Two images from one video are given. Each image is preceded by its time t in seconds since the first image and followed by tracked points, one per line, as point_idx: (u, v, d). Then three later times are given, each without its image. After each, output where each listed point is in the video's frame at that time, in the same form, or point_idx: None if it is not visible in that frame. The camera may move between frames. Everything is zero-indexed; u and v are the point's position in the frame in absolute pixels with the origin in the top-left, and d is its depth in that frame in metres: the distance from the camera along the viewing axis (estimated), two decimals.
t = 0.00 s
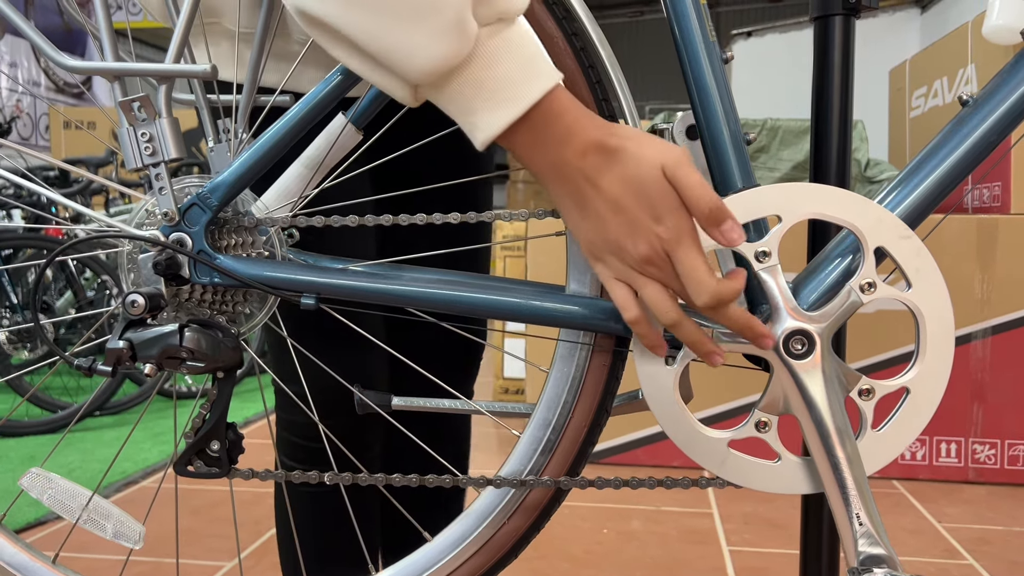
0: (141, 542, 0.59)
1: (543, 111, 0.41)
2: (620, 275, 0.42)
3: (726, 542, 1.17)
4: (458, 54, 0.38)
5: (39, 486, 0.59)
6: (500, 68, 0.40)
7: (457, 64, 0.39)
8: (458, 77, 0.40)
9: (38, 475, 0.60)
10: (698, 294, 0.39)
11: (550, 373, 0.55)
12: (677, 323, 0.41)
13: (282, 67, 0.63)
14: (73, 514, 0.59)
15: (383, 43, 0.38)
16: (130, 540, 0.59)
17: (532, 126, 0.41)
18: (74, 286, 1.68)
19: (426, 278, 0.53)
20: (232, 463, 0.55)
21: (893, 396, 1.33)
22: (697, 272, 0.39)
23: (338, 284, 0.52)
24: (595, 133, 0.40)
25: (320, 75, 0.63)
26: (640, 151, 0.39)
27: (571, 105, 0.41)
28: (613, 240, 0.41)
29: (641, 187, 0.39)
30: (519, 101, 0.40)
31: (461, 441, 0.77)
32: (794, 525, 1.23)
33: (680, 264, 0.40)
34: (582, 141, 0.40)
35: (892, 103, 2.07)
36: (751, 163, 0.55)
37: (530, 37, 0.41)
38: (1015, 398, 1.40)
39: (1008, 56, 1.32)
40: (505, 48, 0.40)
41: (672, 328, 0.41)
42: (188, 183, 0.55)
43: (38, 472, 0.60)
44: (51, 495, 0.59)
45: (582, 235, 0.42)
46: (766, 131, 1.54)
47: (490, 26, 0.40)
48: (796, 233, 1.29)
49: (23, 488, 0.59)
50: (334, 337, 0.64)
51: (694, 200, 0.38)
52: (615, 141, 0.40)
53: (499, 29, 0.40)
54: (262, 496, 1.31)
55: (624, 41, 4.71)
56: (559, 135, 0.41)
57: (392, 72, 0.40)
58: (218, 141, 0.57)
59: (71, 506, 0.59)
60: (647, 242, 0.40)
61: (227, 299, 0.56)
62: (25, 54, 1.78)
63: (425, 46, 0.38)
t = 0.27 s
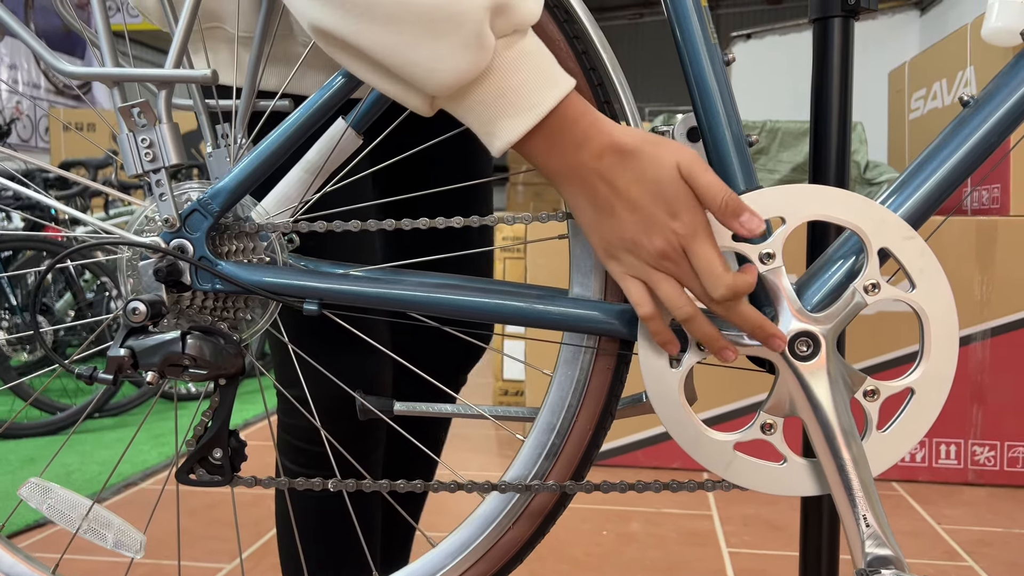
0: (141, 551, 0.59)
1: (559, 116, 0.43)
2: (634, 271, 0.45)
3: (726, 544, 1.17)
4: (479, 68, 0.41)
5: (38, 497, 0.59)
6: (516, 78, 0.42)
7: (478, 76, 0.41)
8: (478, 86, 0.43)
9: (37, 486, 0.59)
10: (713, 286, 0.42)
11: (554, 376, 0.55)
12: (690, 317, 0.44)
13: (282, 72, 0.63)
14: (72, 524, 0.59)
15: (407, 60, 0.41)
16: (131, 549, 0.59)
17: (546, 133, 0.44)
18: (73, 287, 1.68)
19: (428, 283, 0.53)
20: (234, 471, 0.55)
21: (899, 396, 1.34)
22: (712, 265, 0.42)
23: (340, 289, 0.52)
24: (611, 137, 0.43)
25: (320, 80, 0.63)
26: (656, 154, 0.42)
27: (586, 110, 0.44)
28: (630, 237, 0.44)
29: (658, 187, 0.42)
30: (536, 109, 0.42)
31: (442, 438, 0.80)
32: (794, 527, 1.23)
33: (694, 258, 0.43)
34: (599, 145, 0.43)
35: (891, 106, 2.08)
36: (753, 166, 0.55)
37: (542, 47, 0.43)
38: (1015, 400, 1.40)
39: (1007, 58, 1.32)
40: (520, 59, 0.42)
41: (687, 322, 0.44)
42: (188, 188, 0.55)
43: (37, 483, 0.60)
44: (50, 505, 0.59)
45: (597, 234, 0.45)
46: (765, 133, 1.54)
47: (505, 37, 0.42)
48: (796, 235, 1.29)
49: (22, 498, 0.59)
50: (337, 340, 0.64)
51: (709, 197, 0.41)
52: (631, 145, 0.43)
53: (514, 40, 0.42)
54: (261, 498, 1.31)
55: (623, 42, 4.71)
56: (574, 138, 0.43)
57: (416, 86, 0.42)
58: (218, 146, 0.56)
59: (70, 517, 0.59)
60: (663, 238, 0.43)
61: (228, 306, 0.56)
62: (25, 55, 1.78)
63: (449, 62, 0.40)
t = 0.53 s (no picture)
0: (142, 554, 0.59)
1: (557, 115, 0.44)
2: (636, 270, 0.45)
3: (725, 545, 1.17)
4: (475, 69, 0.41)
5: (39, 498, 0.59)
6: (514, 79, 0.43)
7: (475, 77, 0.42)
8: (476, 88, 0.43)
9: (38, 488, 0.59)
10: (717, 281, 0.42)
11: (554, 378, 0.55)
12: (692, 314, 0.44)
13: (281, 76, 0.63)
14: (73, 526, 0.59)
15: (404, 62, 0.41)
16: (132, 552, 0.59)
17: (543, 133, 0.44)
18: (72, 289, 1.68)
19: (429, 285, 0.53)
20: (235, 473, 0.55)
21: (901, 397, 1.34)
22: (714, 260, 0.42)
23: (340, 291, 0.52)
24: (609, 136, 0.43)
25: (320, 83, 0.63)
26: (654, 153, 0.43)
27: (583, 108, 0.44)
28: (631, 235, 0.44)
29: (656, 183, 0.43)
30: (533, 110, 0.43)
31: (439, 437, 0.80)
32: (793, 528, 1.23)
33: (696, 253, 0.43)
34: (598, 144, 0.44)
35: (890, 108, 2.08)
36: (753, 167, 0.56)
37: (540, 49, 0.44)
38: (1014, 401, 1.40)
39: (1007, 60, 1.32)
40: (517, 61, 0.43)
41: (688, 319, 0.44)
42: (187, 190, 0.55)
43: (38, 485, 0.59)
44: (52, 507, 0.59)
45: (597, 234, 0.45)
46: (764, 135, 1.55)
47: (502, 39, 0.42)
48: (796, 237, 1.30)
49: (22, 500, 0.59)
50: (337, 342, 0.64)
51: (708, 191, 0.42)
52: (629, 143, 0.43)
53: (511, 42, 0.43)
54: (260, 499, 1.31)
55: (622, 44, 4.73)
56: (572, 139, 0.44)
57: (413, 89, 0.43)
58: (217, 148, 0.57)
59: (70, 519, 0.59)
60: (663, 234, 0.43)
61: (229, 308, 0.56)
62: (24, 57, 1.78)
63: (445, 64, 0.41)
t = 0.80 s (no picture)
0: (145, 550, 0.59)
1: (555, 110, 0.44)
2: (636, 268, 0.45)
3: (725, 546, 1.17)
4: (468, 61, 0.41)
5: (44, 495, 0.59)
6: (508, 74, 0.43)
7: (468, 71, 0.42)
8: (470, 83, 0.43)
9: (43, 485, 0.60)
10: (722, 278, 0.43)
11: (553, 378, 0.55)
12: (695, 312, 0.44)
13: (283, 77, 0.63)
14: (77, 522, 0.59)
15: (397, 56, 0.41)
16: (134, 548, 0.58)
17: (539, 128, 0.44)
18: (72, 290, 1.68)
19: (429, 285, 0.53)
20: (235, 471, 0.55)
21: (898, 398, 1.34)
22: (719, 257, 0.43)
23: (340, 291, 0.52)
24: (610, 133, 0.44)
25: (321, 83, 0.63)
26: (656, 151, 0.44)
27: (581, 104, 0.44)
28: (634, 233, 0.44)
29: (658, 179, 0.43)
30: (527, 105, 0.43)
31: (447, 439, 0.80)
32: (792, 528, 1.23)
33: (700, 251, 0.44)
34: (599, 141, 0.44)
35: (889, 109, 2.08)
36: (751, 168, 0.55)
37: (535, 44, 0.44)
38: (1013, 402, 1.40)
39: (1006, 61, 1.32)
40: (512, 56, 0.43)
41: (691, 317, 0.44)
42: (189, 191, 0.55)
43: (43, 482, 0.60)
44: (56, 504, 0.59)
45: (597, 233, 0.46)
46: (764, 136, 1.55)
47: (497, 33, 0.43)
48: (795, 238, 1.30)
49: (27, 497, 0.59)
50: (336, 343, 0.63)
51: (711, 187, 0.43)
52: (630, 140, 0.44)
53: (506, 36, 0.43)
54: (260, 500, 1.31)
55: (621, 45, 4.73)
56: (569, 129, 0.44)
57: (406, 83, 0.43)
58: (220, 149, 0.57)
59: (74, 515, 0.59)
60: (667, 231, 0.44)
61: (230, 307, 0.56)
62: (24, 58, 1.78)
63: (438, 57, 0.41)
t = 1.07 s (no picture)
0: (143, 547, 0.59)
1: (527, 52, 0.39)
2: (644, 202, 0.40)
3: (724, 547, 1.17)
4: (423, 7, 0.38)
5: (43, 491, 0.59)
6: (471, 18, 0.38)
7: (426, 17, 0.38)
8: (432, 31, 0.39)
9: (42, 480, 0.60)
10: (736, 196, 0.40)
11: (549, 377, 0.55)
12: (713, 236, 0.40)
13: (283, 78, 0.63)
14: (75, 518, 0.59)
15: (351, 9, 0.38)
16: (132, 545, 0.58)
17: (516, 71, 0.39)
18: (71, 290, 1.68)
19: (426, 284, 0.53)
20: (232, 468, 0.55)
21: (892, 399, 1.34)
22: (728, 174, 0.39)
23: (338, 290, 0.52)
24: (591, 62, 0.38)
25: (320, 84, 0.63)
26: (641, 72, 0.38)
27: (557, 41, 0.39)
28: (634, 166, 0.39)
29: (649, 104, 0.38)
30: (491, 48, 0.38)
31: (451, 443, 0.80)
32: (791, 529, 1.23)
33: (708, 172, 0.39)
34: (579, 73, 0.39)
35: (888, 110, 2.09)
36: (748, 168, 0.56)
37: None
38: (1012, 403, 1.40)
39: (1005, 63, 1.33)
40: None
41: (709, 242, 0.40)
42: (188, 190, 0.56)
43: (42, 478, 0.60)
44: (55, 499, 0.60)
45: (592, 171, 0.41)
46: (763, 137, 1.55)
47: None
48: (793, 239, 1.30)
49: (26, 493, 0.60)
50: (334, 344, 0.63)
51: (707, 101, 0.37)
52: (612, 67, 0.38)
53: None
54: (259, 501, 1.31)
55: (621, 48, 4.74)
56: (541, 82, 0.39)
57: (365, 38, 0.40)
58: (220, 147, 0.57)
59: (73, 511, 0.59)
60: (669, 159, 0.38)
61: (228, 305, 0.56)
62: (25, 59, 1.79)
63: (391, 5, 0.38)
